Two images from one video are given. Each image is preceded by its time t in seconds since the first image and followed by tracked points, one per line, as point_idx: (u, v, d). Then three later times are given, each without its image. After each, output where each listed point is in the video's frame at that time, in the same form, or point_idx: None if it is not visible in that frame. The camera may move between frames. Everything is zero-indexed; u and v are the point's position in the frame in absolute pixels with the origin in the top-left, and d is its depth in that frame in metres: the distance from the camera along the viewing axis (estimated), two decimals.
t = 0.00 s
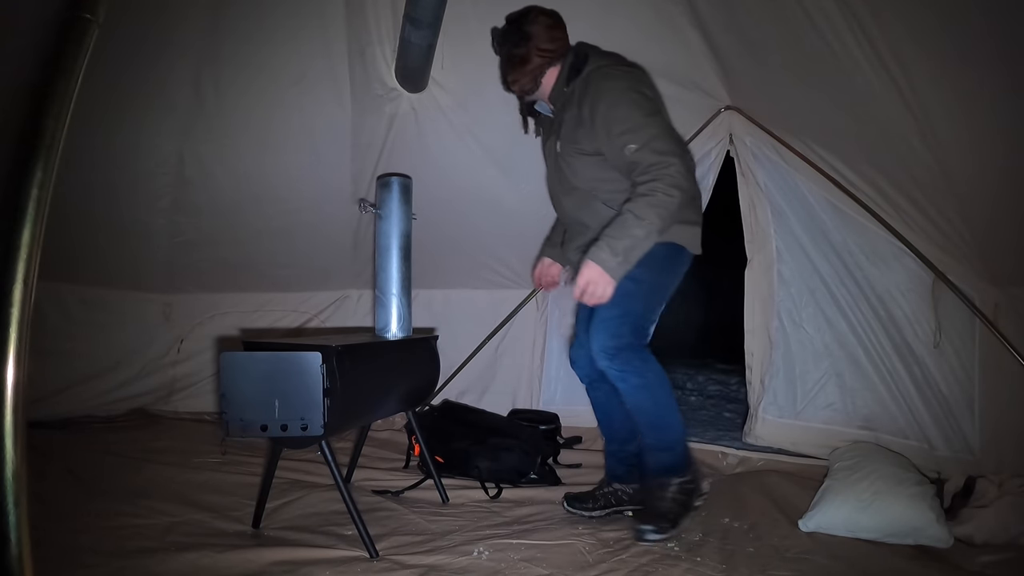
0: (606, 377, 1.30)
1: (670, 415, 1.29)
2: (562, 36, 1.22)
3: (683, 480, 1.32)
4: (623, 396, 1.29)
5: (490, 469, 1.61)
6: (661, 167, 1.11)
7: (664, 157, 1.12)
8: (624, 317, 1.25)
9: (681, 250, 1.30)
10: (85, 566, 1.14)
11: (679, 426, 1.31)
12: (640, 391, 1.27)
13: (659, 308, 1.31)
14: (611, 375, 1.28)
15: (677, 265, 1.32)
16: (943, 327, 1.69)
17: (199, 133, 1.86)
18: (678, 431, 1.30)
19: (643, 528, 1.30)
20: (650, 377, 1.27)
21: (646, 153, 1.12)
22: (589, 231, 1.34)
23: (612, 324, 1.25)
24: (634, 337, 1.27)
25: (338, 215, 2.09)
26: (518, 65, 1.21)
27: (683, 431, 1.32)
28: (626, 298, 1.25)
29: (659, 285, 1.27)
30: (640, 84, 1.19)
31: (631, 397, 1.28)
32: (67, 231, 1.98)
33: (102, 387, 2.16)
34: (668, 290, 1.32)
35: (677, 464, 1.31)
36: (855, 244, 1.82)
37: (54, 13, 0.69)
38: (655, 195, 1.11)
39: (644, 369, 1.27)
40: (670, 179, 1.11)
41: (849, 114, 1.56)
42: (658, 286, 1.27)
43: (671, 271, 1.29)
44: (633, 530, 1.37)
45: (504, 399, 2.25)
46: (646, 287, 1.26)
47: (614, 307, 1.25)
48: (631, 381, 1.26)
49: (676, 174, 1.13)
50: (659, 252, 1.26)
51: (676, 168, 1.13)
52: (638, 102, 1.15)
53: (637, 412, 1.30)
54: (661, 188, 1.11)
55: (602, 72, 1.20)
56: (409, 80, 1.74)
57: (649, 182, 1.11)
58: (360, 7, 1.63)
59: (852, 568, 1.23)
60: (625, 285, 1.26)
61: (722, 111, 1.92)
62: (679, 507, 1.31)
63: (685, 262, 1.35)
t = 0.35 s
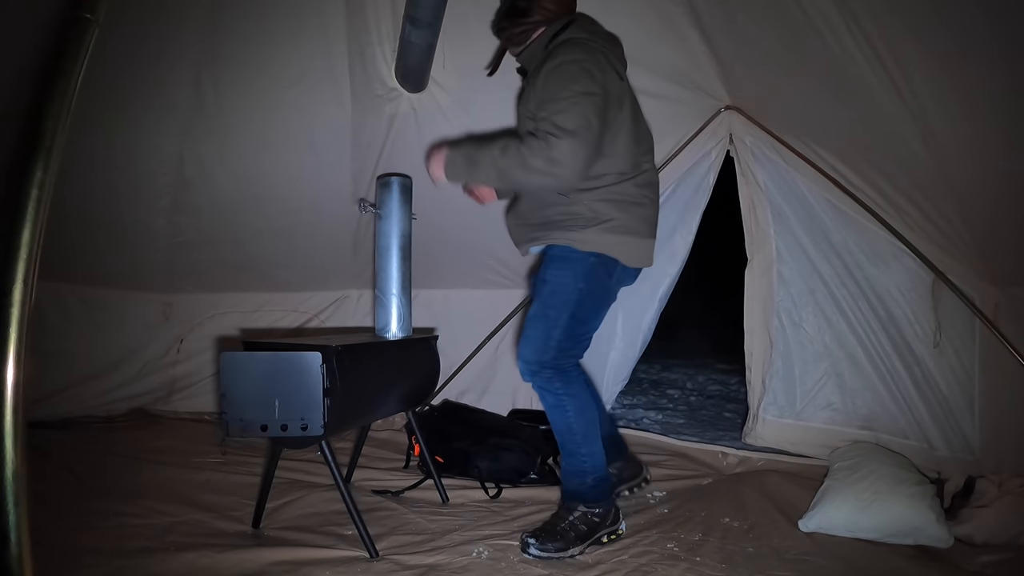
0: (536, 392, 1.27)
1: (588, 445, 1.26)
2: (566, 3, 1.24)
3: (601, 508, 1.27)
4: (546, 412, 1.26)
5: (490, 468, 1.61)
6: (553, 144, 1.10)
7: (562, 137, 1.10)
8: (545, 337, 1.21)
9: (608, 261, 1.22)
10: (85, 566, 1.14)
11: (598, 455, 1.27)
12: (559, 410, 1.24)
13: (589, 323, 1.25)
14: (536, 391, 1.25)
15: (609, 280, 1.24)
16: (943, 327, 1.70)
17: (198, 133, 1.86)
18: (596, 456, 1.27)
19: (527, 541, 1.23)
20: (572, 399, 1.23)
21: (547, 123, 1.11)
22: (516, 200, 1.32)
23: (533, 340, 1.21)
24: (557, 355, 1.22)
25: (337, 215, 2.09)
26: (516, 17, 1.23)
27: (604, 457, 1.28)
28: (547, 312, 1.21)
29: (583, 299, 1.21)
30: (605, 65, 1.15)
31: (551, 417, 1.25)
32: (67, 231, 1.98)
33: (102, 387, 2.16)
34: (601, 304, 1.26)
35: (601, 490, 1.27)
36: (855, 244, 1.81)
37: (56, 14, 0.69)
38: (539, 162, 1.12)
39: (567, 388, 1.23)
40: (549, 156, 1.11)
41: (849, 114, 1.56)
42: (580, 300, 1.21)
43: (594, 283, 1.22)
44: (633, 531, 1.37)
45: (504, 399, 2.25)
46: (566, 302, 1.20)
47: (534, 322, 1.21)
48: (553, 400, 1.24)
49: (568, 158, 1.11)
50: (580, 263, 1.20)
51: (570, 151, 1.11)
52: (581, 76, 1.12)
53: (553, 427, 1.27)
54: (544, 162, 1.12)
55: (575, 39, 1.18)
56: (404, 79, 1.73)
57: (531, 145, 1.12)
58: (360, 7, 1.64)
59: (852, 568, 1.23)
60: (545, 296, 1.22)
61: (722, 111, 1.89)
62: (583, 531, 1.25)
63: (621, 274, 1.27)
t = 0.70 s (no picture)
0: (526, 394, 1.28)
1: (581, 445, 1.26)
2: None
3: (599, 506, 1.28)
4: (537, 414, 1.26)
5: (490, 468, 1.60)
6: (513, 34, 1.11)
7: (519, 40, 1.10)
8: (523, 342, 1.22)
9: (569, 251, 1.22)
10: (85, 567, 1.14)
11: (592, 457, 1.27)
12: (549, 411, 1.23)
13: (563, 315, 1.25)
14: (526, 393, 1.25)
15: (574, 269, 1.25)
16: (943, 327, 1.70)
17: (198, 133, 1.86)
18: (589, 456, 1.27)
19: (527, 541, 1.22)
20: (561, 397, 1.23)
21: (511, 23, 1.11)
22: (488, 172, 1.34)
23: (514, 344, 1.22)
24: (538, 354, 1.22)
25: (337, 214, 2.08)
26: None
27: (599, 456, 1.29)
28: (519, 314, 1.22)
29: (551, 293, 1.22)
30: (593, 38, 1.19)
31: (542, 418, 1.25)
32: (67, 231, 1.97)
33: (101, 387, 2.16)
34: (570, 295, 1.26)
35: (597, 489, 1.28)
36: (855, 245, 1.80)
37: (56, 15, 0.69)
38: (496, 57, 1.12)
39: (555, 388, 1.23)
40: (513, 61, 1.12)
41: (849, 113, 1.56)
42: (550, 295, 1.21)
43: (560, 274, 1.22)
44: (632, 531, 1.37)
45: (504, 399, 2.25)
46: (537, 299, 1.21)
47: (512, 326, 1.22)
48: (542, 401, 1.23)
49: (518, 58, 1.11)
50: (542, 258, 1.21)
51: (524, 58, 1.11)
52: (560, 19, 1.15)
53: (546, 429, 1.27)
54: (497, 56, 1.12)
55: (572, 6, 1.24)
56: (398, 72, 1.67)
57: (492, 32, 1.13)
58: (360, 7, 1.63)
59: (851, 568, 1.23)
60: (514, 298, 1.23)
61: (723, 111, 1.89)
62: (583, 530, 1.25)
63: (585, 262, 1.27)
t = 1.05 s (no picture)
0: (534, 390, 1.27)
1: (589, 437, 1.26)
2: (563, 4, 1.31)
3: (601, 505, 1.29)
4: (546, 409, 1.26)
5: (490, 468, 1.60)
6: None
7: None
8: (530, 339, 1.22)
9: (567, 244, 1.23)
10: (85, 567, 1.14)
11: (598, 450, 1.27)
12: (561, 405, 1.23)
13: (567, 308, 1.26)
14: (535, 388, 1.25)
15: (572, 262, 1.25)
16: (943, 327, 1.70)
17: (198, 133, 1.86)
18: (596, 450, 1.27)
19: (528, 539, 1.22)
20: (573, 391, 1.23)
21: None
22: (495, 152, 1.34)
23: (524, 342, 1.22)
24: (550, 348, 1.22)
25: (337, 214, 2.08)
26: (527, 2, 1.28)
27: (604, 453, 1.29)
28: (527, 312, 1.22)
29: (555, 288, 1.22)
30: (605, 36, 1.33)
31: (553, 412, 1.25)
32: (66, 230, 1.97)
33: (101, 387, 2.16)
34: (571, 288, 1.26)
35: (600, 488, 1.28)
36: (855, 244, 1.80)
37: (56, 16, 0.69)
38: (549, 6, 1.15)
39: (566, 381, 1.23)
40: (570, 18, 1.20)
41: (849, 113, 1.56)
42: (554, 289, 1.22)
43: (560, 271, 1.22)
44: (632, 531, 1.37)
45: (504, 399, 2.24)
46: (543, 295, 1.21)
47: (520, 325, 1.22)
48: (553, 395, 1.24)
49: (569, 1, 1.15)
50: (543, 254, 1.21)
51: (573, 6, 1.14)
52: None
53: (556, 424, 1.26)
54: None
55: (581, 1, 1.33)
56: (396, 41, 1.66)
57: None
58: (360, 7, 1.64)
59: (851, 568, 1.23)
60: (520, 297, 1.23)
61: (722, 111, 1.89)
62: (583, 530, 1.25)
63: (579, 254, 1.28)
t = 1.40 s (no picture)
0: (531, 390, 1.28)
1: (586, 440, 1.26)
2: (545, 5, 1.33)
3: (600, 505, 1.28)
4: (542, 410, 1.26)
5: (490, 468, 1.60)
6: None
7: None
8: (525, 340, 1.22)
9: (559, 241, 1.22)
10: (85, 567, 1.14)
11: (595, 452, 1.27)
12: (556, 406, 1.24)
13: (562, 306, 1.25)
14: (532, 390, 1.25)
15: (566, 259, 1.24)
16: (943, 327, 1.70)
17: (199, 133, 1.86)
18: (593, 451, 1.27)
19: (527, 541, 1.22)
20: (567, 393, 1.23)
21: None
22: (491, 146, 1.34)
23: (518, 342, 1.22)
24: (545, 348, 1.22)
25: (337, 214, 2.08)
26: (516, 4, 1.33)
27: (602, 454, 1.28)
28: (520, 311, 1.22)
29: (548, 286, 1.21)
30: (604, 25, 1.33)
31: (548, 414, 1.25)
32: (66, 230, 1.97)
33: (102, 388, 2.16)
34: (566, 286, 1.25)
35: (599, 488, 1.28)
36: (855, 244, 1.80)
37: (56, 15, 0.69)
38: None
39: (562, 383, 1.23)
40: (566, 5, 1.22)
41: (849, 113, 1.56)
42: (546, 288, 1.21)
43: (554, 269, 1.22)
44: (632, 531, 1.37)
45: (504, 399, 2.24)
46: (535, 294, 1.21)
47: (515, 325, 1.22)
48: (549, 397, 1.24)
49: None
50: (534, 252, 1.21)
51: None
52: None
53: (551, 425, 1.27)
54: None
55: None
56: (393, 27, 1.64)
57: None
58: (360, 7, 1.64)
59: (851, 568, 1.23)
60: (512, 297, 1.23)
61: (723, 111, 1.89)
62: (583, 530, 1.25)
63: (575, 250, 1.26)
